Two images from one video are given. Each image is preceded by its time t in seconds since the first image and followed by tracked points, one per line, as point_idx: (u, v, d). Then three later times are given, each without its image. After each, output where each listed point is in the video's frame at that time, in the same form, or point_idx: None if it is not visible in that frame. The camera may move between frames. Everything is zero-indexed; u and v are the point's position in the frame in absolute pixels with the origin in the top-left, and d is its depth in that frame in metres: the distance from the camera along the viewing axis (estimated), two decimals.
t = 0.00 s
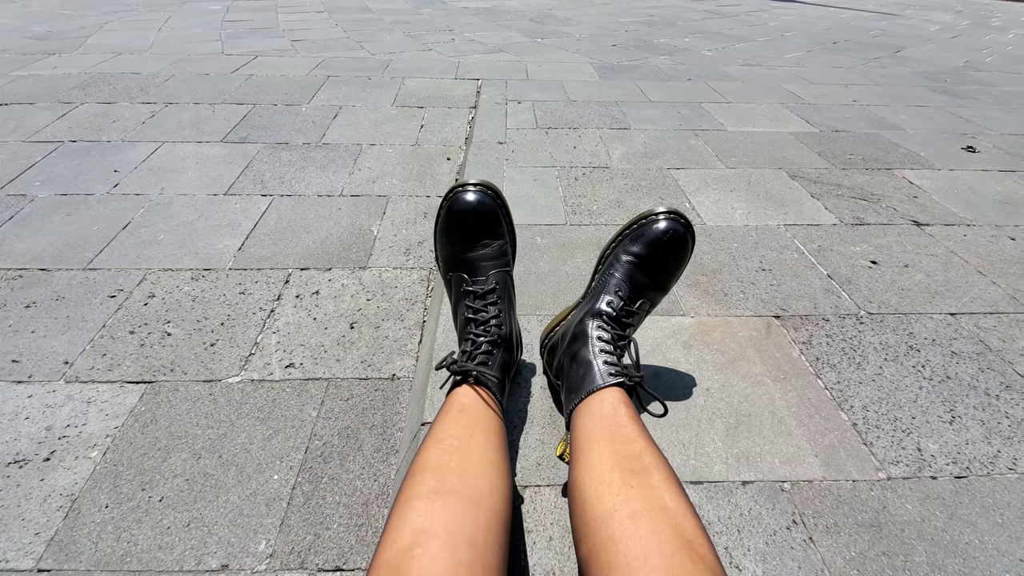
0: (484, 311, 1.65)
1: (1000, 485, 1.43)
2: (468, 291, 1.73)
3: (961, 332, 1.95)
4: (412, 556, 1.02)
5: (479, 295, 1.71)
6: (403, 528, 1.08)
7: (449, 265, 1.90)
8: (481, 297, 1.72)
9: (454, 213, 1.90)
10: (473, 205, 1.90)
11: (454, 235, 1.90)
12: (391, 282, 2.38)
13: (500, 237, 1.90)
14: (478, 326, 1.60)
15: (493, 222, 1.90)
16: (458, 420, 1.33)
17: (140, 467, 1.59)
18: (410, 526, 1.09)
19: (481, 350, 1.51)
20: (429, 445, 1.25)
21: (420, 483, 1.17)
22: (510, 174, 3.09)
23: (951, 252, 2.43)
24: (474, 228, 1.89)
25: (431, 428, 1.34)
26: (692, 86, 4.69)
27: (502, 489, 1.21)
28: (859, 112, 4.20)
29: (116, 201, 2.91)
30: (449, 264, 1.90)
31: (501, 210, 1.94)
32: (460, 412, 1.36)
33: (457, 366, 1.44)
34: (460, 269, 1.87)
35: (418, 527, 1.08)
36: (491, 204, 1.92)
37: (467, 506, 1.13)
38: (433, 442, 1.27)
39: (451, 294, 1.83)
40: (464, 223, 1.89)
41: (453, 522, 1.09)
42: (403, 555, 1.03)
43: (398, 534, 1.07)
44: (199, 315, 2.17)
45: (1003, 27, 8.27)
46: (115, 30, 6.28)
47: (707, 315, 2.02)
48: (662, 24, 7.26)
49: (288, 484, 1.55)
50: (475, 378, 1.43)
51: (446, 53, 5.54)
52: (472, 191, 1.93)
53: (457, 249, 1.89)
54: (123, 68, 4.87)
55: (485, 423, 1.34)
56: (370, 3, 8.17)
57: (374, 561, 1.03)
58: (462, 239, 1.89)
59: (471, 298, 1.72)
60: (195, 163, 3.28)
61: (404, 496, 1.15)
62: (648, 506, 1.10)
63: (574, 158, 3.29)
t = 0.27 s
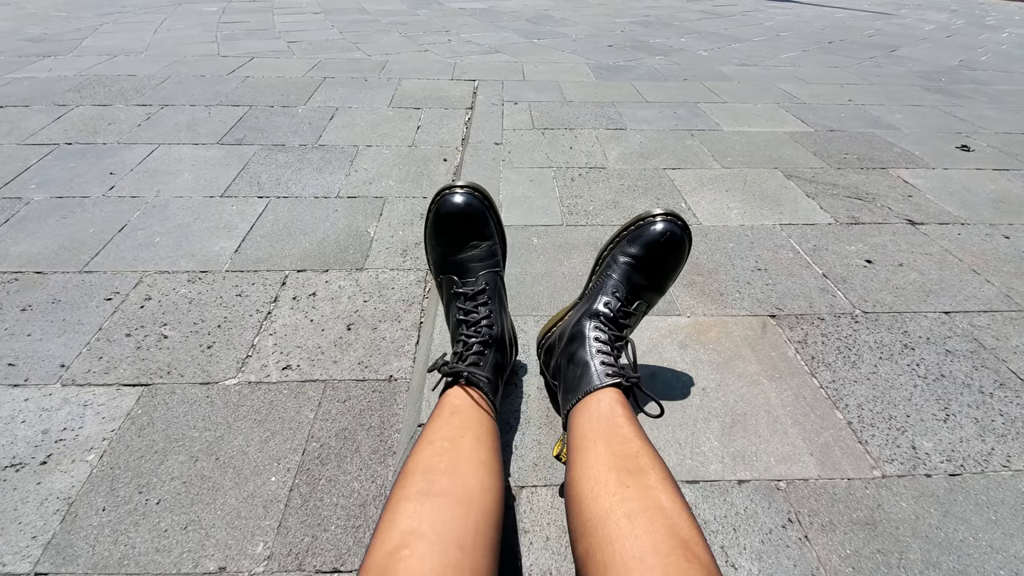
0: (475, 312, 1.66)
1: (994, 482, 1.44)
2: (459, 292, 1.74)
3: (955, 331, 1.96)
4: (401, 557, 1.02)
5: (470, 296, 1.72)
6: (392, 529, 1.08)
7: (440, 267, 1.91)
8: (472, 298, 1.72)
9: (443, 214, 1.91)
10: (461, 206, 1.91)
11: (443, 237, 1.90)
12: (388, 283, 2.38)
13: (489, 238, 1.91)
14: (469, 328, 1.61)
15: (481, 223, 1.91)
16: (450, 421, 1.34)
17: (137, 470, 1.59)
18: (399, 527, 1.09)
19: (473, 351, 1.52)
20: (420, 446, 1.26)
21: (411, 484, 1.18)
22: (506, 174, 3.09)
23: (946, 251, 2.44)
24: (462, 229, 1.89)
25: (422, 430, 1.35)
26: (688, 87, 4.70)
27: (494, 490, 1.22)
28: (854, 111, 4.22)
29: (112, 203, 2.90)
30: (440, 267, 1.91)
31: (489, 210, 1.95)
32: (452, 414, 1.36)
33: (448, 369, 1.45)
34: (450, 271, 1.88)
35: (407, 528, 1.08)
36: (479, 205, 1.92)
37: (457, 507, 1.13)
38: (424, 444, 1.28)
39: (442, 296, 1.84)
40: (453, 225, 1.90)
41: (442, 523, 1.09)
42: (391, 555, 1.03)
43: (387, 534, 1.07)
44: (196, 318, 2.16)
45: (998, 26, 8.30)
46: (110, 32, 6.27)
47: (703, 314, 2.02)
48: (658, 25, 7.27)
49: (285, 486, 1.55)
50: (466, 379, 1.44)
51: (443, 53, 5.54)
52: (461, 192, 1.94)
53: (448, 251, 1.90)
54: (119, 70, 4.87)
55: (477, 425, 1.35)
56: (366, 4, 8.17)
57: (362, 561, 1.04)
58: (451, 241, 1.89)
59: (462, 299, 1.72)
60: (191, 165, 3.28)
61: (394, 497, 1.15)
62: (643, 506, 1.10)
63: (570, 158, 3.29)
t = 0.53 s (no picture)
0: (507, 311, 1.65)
1: (992, 479, 1.45)
2: (493, 289, 1.73)
3: (952, 329, 1.97)
4: (447, 558, 1.02)
5: (504, 294, 1.71)
6: (433, 530, 1.08)
7: (476, 261, 1.89)
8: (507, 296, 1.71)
9: (494, 211, 1.88)
10: (512, 205, 1.88)
11: (489, 233, 1.88)
12: (387, 284, 2.39)
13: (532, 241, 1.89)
14: (499, 326, 1.60)
15: (531, 225, 1.88)
16: (477, 419, 1.33)
17: (137, 472, 1.59)
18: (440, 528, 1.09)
19: (504, 352, 1.51)
20: (448, 445, 1.25)
21: (444, 484, 1.17)
22: (505, 175, 3.09)
23: (942, 250, 2.45)
24: (509, 229, 1.87)
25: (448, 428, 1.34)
26: (685, 87, 4.71)
27: (522, 489, 1.22)
28: (850, 111, 4.23)
29: (110, 205, 2.90)
30: (477, 261, 1.90)
31: (539, 212, 1.92)
32: (479, 412, 1.36)
33: (480, 366, 1.45)
34: (486, 266, 1.87)
35: (448, 528, 1.08)
36: (530, 206, 1.90)
37: (493, 506, 1.14)
38: (453, 442, 1.27)
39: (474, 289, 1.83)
40: (501, 222, 1.87)
41: (481, 523, 1.09)
42: (438, 557, 1.03)
43: (428, 537, 1.07)
44: (195, 319, 2.16)
45: (993, 26, 8.33)
46: (107, 33, 6.26)
47: (702, 314, 2.03)
48: (655, 25, 7.29)
49: (286, 487, 1.55)
50: (497, 379, 1.44)
51: (441, 54, 5.54)
52: (514, 190, 1.91)
53: (490, 246, 1.88)
54: (116, 71, 4.86)
55: (503, 424, 1.35)
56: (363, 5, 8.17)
57: (405, 563, 1.04)
58: (494, 237, 1.88)
59: (496, 295, 1.71)
60: (189, 166, 3.28)
61: (429, 497, 1.15)
62: (590, 505, 1.11)
63: (568, 159, 3.30)
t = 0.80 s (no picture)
0: (484, 311, 1.66)
1: (986, 477, 1.46)
2: (468, 291, 1.74)
3: (947, 329, 1.99)
4: (424, 554, 1.04)
5: (480, 295, 1.73)
6: (412, 527, 1.09)
7: (450, 267, 1.91)
8: (483, 297, 1.73)
9: (458, 214, 1.92)
10: (476, 206, 1.91)
11: (456, 236, 1.91)
12: (387, 285, 2.40)
13: (502, 238, 1.91)
14: (477, 326, 1.61)
15: (495, 223, 1.91)
16: (460, 419, 1.35)
17: (138, 472, 1.60)
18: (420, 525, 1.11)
19: (482, 350, 1.52)
20: (432, 444, 1.27)
21: (427, 482, 1.19)
22: (504, 176, 3.11)
23: (938, 250, 2.47)
24: (476, 229, 1.90)
25: (433, 428, 1.36)
26: (683, 88, 4.73)
27: (506, 487, 1.23)
28: (847, 112, 4.26)
29: (110, 206, 2.91)
30: (450, 265, 1.91)
31: (503, 211, 1.95)
32: (462, 412, 1.37)
33: (459, 365, 1.46)
34: (460, 270, 1.88)
35: (427, 525, 1.10)
36: (494, 205, 1.93)
37: (474, 503, 1.15)
38: (437, 441, 1.29)
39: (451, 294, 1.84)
40: (467, 224, 1.90)
41: (461, 520, 1.11)
42: (415, 553, 1.05)
43: (409, 532, 1.09)
44: (195, 320, 2.17)
45: (989, 28, 8.37)
46: (105, 34, 6.26)
47: (700, 314, 2.05)
48: (653, 26, 7.31)
49: (287, 487, 1.56)
50: (476, 377, 1.44)
51: (439, 55, 5.56)
52: (476, 192, 1.95)
53: (461, 250, 1.90)
54: (114, 72, 4.86)
55: (487, 423, 1.36)
56: (362, 6, 8.18)
57: (387, 558, 1.05)
58: (463, 241, 1.90)
59: (472, 297, 1.72)
60: (188, 167, 3.29)
61: (411, 495, 1.17)
62: (612, 501, 1.12)
63: (567, 160, 3.31)
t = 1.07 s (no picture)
0: (502, 310, 1.64)
1: (987, 475, 1.45)
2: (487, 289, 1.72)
3: (946, 327, 1.98)
4: (445, 556, 1.02)
5: (499, 294, 1.71)
6: (431, 528, 1.08)
7: (467, 263, 1.89)
8: (501, 296, 1.70)
9: (480, 210, 1.87)
10: (499, 204, 1.87)
11: (477, 233, 1.88)
12: (384, 284, 2.38)
13: (521, 238, 1.89)
14: (495, 324, 1.59)
15: (518, 222, 1.88)
16: (476, 418, 1.33)
17: (132, 473, 1.58)
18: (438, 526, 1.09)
19: (501, 350, 1.51)
20: (448, 442, 1.25)
21: (445, 481, 1.17)
22: (501, 175, 3.09)
23: (936, 248, 2.46)
24: (497, 227, 1.86)
25: (445, 426, 1.35)
26: (681, 87, 4.73)
27: (523, 487, 1.22)
28: (844, 111, 4.26)
29: (104, 205, 2.89)
30: (468, 261, 1.89)
31: (526, 210, 1.93)
32: (477, 410, 1.36)
33: (479, 365, 1.44)
34: (477, 267, 1.86)
35: (446, 525, 1.08)
36: (517, 204, 1.89)
37: (493, 504, 1.14)
38: (451, 440, 1.27)
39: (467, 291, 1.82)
40: (489, 221, 1.86)
41: (480, 521, 1.09)
42: (435, 554, 1.03)
43: (427, 533, 1.07)
44: (190, 320, 2.15)
45: (985, 27, 8.39)
46: (100, 34, 6.24)
47: (698, 313, 2.03)
48: (650, 26, 7.31)
49: (282, 488, 1.55)
50: (495, 376, 1.43)
51: (436, 55, 5.54)
52: (499, 189, 1.91)
53: (479, 247, 1.87)
54: (110, 72, 4.84)
55: (503, 422, 1.35)
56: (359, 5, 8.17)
57: (405, 558, 1.04)
58: (482, 237, 1.87)
59: (490, 295, 1.70)
60: (184, 166, 3.27)
61: (429, 495, 1.15)
62: (585, 506, 1.11)
63: (565, 158, 3.30)
